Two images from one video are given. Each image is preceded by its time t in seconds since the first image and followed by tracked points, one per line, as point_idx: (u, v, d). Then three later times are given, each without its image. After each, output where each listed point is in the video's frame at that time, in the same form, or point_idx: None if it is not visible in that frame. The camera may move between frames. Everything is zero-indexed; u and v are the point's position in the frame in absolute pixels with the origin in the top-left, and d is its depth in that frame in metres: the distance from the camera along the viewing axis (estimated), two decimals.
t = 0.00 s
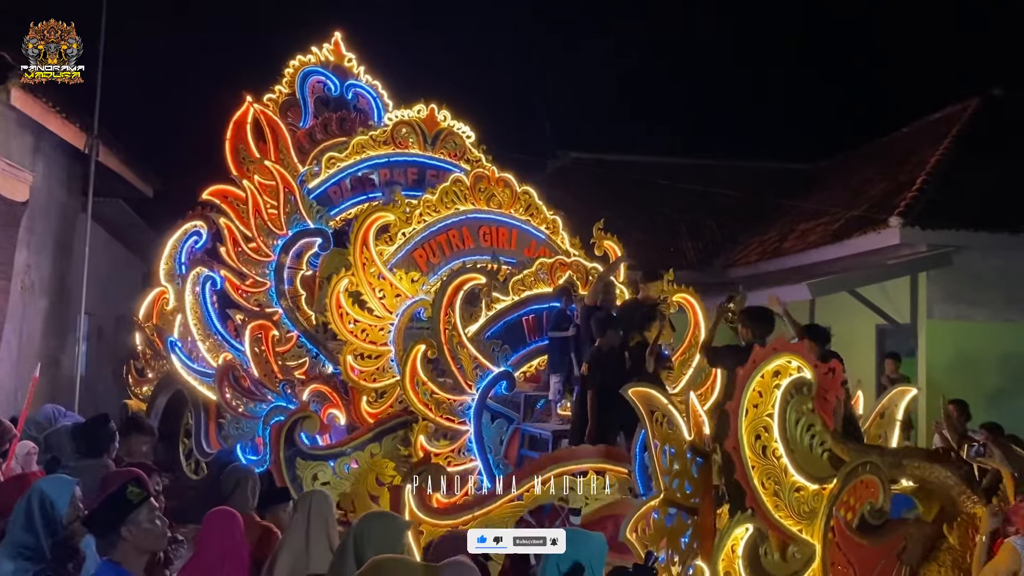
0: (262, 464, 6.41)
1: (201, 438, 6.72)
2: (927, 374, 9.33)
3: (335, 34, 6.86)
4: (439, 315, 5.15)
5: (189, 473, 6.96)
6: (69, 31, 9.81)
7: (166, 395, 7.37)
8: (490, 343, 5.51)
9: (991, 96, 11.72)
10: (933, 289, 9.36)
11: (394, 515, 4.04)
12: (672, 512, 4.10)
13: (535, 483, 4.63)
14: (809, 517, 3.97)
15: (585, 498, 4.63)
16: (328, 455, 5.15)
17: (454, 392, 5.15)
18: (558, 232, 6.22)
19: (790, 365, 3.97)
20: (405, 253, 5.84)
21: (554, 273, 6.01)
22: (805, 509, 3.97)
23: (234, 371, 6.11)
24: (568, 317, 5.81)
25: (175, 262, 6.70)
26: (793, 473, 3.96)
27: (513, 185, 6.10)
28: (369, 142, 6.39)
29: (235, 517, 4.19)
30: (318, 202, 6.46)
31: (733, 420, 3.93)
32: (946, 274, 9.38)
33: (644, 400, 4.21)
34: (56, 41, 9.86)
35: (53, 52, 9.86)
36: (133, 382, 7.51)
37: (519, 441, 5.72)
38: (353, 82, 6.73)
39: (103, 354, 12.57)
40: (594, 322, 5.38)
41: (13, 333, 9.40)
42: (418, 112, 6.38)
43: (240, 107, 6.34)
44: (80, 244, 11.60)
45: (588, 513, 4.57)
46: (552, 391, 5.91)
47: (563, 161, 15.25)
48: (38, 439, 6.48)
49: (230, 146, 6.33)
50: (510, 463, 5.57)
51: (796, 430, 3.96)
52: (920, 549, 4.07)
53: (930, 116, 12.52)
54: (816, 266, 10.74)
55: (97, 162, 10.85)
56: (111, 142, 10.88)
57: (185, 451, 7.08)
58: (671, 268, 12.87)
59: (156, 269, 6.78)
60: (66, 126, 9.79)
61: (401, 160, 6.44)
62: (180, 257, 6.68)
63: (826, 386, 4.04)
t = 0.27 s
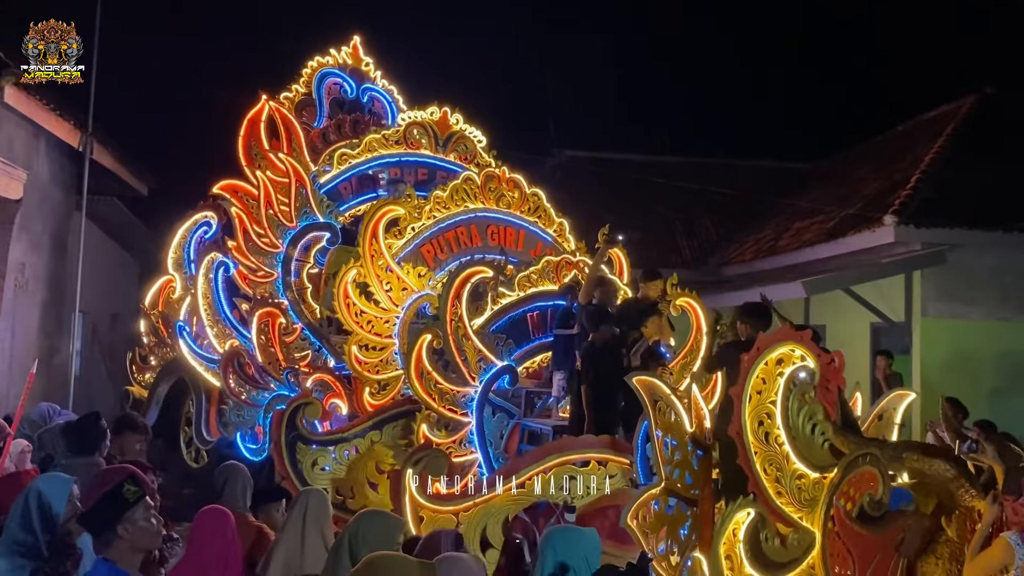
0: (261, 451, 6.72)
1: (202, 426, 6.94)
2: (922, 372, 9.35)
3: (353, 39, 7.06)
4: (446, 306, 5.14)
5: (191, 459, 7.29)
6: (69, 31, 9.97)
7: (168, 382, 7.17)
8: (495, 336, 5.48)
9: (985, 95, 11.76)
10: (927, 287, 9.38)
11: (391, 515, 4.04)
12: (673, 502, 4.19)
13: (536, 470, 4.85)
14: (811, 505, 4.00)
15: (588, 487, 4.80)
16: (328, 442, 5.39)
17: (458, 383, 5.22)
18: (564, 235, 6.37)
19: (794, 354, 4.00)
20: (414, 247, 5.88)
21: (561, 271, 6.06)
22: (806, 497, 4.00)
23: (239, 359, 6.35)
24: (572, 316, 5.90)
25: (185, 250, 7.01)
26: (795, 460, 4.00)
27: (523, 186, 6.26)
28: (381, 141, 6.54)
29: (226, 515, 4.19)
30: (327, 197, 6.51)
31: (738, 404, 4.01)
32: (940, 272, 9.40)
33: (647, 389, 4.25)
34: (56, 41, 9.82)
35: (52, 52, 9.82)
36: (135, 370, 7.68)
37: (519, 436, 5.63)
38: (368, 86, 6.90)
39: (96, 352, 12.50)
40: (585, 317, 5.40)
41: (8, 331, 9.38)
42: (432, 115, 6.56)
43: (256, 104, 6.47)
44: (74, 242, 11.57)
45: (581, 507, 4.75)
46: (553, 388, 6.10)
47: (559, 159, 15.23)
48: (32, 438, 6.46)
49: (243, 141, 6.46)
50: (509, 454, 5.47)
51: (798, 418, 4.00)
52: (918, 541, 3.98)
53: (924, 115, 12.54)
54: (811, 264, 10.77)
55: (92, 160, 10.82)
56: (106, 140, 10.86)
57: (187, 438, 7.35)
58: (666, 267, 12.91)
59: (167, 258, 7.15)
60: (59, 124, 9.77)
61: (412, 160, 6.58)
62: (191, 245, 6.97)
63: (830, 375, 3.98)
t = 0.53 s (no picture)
0: (257, 442, 6.76)
1: (201, 415, 7.03)
2: (915, 369, 9.38)
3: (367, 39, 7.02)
4: (448, 298, 5.29)
5: (192, 450, 7.12)
6: (68, 31, 9.92)
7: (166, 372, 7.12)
8: (496, 329, 5.54)
9: (979, 92, 11.77)
10: (920, 285, 9.42)
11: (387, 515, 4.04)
12: (671, 489, 4.13)
13: (535, 457, 4.97)
14: (808, 489, 3.93)
15: (586, 478, 4.91)
16: (327, 428, 5.52)
17: (457, 374, 5.38)
18: (568, 238, 6.28)
19: (794, 339, 3.95)
20: (417, 241, 5.92)
21: (564, 269, 6.04)
22: (804, 481, 3.93)
23: (241, 347, 6.55)
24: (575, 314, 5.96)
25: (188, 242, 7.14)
26: (793, 445, 3.93)
27: (527, 186, 6.19)
28: (388, 139, 6.49)
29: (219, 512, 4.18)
30: (333, 191, 6.55)
31: (738, 386, 3.88)
32: (933, 269, 9.43)
33: (649, 375, 4.24)
34: (55, 40, 9.79)
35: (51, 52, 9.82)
36: (136, 359, 7.71)
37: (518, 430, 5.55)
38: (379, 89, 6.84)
39: (90, 350, 12.45)
40: (571, 313, 5.60)
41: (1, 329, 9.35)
42: (439, 116, 6.52)
43: (265, 103, 6.59)
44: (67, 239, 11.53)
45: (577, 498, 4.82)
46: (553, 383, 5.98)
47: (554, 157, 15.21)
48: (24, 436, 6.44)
49: (250, 139, 6.64)
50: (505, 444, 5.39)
51: (797, 403, 3.94)
52: (915, 529, 3.97)
53: (919, 113, 12.55)
54: (804, 262, 10.80)
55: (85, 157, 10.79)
56: (99, 136, 10.82)
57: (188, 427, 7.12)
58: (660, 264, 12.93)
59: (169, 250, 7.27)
60: (51, 120, 9.74)
61: (418, 159, 6.52)
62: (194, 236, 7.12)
63: (829, 362, 3.98)
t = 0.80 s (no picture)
0: (253, 437, 6.93)
1: (196, 409, 6.99)
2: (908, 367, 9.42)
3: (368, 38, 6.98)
4: (445, 293, 5.35)
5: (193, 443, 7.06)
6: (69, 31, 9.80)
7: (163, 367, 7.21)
8: (492, 326, 5.57)
9: (973, 91, 11.80)
10: (913, 283, 9.45)
11: (380, 512, 4.04)
12: (665, 485, 4.22)
13: (530, 452, 5.02)
14: (802, 484, 3.95)
15: (582, 474, 4.93)
16: (322, 423, 5.58)
17: (453, 370, 5.39)
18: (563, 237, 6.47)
19: (787, 335, 3.94)
20: (415, 239, 6.00)
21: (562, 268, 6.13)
22: (797, 476, 3.95)
23: (240, 342, 6.62)
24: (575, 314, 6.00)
25: (189, 238, 7.30)
26: (786, 440, 3.95)
27: (523, 186, 6.20)
28: (387, 139, 6.53)
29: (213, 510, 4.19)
30: (332, 189, 6.53)
31: (730, 380, 3.93)
32: (926, 268, 9.46)
33: (644, 372, 4.38)
34: (56, 40, 9.70)
35: (53, 52, 9.62)
36: (132, 354, 7.64)
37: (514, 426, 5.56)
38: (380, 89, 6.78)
39: (84, 348, 12.43)
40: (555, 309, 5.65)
41: None
42: (438, 116, 6.54)
43: (264, 104, 6.67)
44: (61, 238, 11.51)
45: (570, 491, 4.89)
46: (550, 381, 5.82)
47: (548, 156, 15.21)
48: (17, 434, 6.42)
49: (250, 139, 6.73)
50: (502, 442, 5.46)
51: (791, 399, 3.94)
52: (907, 526, 4.00)
53: (913, 111, 12.58)
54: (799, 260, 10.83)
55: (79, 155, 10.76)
56: (93, 134, 10.80)
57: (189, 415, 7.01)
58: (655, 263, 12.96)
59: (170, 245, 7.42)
60: (45, 118, 9.72)
61: (417, 159, 6.53)
62: (195, 233, 7.28)
63: (822, 357, 3.95)
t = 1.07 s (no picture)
0: (247, 437, 6.85)
1: (190, 410, 7.03)
2: (902, 364, 9.44)
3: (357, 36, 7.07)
4: (438, 293, 5.36)
5: (191, 445, 7.05)
6: (69, 31, 9.82)
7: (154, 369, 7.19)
8: (485, 325, 5.73)
9: (966, 89, 11.83)
10: (907, 280, 9.47)
11: (374, 510, 4.05)
12: (655, 484, 4.24)
13: (521, 452, 5.02)
14: (795, 485, 3.96)
15: (573, 474, 4.96)
16: (315, 424, 5.49)
17: (446, 369, 5.45)
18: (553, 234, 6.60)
19: (781, 336, 3.94)
20: (405, 237, 5.99)
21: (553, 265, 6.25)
22: (790, 476, 3.96)
23: (232, 341, 6.51)
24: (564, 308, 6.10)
25: (178, 239, 7.21)
26: (779, 441, 3.95)
27: (512, 184, 6.34)
28: (378, 136, 6.67)
29: (208, 507, 4.18)
30: (324, 186, 6.61)
31: (724, 381, 3.96)
32: (921, 265, 9.48)
33: (629, 372, 4.40)
34: (56, 40, 9.68)
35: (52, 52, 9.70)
36: (124, 355, 7.72)
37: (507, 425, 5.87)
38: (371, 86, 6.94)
39: (78, 346, 12.40)
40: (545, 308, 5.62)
41: None
42: (428, 113, 6.77)
43: (256, 101, 6.46)
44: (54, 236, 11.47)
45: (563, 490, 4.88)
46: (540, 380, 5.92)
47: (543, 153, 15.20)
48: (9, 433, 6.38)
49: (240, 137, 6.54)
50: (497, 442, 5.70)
51: (783, 399, 3.94)
52: (898, 524, 4.00)
53: (906, 109, 12.61)
54: (792, 258, 10.85)
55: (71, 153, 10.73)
56: (86, 132, 10.76)
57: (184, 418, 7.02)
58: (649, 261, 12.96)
59: (159, 244, 7.31)
60: (38, 116, 9.68)
61: (408, 155, 6.77)
62: (184, 234, 7.17)
63: (814, 358, 3.90)
